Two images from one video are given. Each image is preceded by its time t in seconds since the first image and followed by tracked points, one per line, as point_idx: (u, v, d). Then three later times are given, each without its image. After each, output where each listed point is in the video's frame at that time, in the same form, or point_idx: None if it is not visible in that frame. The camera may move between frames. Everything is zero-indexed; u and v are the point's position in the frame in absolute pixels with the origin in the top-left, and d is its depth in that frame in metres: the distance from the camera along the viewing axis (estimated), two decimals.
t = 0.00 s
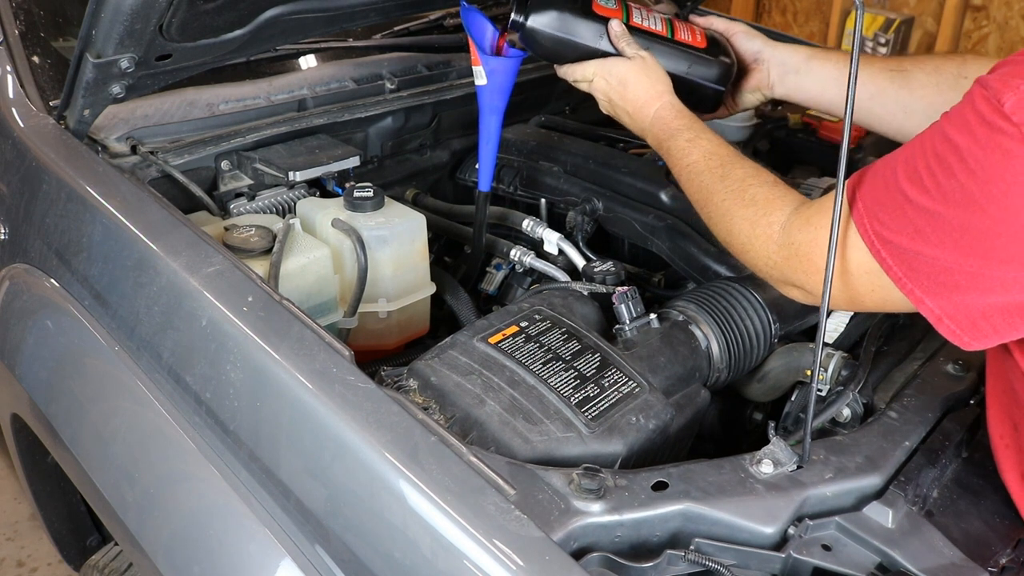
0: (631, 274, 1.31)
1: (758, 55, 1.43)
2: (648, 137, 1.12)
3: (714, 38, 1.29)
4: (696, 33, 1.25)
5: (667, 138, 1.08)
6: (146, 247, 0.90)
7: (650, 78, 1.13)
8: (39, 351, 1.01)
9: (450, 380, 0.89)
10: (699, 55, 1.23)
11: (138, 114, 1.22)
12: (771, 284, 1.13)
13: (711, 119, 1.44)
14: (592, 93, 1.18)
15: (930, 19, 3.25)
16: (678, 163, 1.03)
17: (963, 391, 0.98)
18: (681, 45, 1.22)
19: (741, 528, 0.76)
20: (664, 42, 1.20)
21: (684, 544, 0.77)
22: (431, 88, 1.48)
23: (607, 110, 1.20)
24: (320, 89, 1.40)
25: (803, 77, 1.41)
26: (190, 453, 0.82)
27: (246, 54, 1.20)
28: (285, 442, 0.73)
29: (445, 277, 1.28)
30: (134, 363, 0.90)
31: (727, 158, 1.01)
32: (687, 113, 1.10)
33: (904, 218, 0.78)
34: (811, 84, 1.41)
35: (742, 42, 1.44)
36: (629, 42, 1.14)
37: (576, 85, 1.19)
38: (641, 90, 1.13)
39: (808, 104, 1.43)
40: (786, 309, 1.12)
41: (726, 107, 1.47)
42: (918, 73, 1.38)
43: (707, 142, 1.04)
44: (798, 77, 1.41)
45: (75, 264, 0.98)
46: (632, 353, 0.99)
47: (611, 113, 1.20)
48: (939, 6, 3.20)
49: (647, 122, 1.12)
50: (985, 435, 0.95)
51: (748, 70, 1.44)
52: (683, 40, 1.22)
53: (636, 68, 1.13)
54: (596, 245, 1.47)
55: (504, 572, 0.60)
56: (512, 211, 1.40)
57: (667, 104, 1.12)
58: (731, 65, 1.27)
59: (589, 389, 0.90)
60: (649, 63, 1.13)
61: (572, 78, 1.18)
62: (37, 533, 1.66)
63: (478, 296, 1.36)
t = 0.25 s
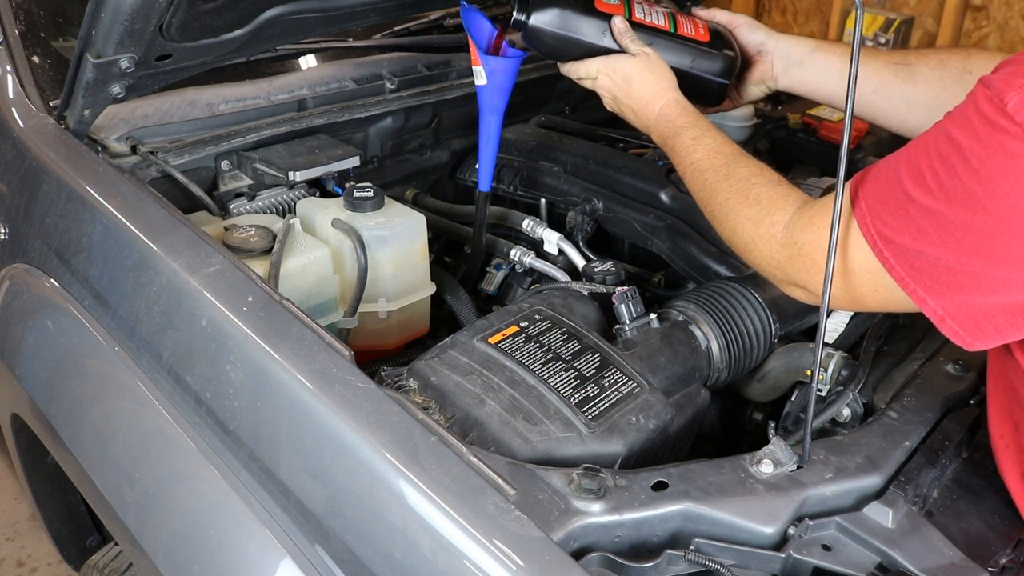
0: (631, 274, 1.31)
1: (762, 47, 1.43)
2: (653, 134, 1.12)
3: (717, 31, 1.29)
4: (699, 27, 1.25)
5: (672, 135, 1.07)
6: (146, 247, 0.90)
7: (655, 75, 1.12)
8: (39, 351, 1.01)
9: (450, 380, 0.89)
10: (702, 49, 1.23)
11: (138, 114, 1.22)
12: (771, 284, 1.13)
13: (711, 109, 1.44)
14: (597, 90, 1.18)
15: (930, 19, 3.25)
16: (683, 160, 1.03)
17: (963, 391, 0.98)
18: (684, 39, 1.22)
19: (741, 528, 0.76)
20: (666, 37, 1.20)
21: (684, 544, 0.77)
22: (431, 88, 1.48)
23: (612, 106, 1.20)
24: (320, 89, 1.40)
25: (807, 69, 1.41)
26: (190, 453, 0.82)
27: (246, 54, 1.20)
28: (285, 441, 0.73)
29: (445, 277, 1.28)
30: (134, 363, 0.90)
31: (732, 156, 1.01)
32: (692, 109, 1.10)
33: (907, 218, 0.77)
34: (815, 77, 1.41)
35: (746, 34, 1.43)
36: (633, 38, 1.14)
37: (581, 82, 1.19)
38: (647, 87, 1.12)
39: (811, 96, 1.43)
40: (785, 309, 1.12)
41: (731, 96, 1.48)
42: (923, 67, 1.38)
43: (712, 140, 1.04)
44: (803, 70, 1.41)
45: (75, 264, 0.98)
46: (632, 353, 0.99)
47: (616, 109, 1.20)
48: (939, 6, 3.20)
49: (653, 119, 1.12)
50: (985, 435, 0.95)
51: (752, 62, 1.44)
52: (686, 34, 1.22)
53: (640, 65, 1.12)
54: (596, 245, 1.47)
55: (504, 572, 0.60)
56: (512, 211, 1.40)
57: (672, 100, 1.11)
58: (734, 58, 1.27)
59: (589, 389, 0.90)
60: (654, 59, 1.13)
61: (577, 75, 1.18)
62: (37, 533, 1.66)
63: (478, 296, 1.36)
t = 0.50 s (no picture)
0: (631, 274, 1.31)
1: (764, 42, 1.43)
2: (656, 132, 1.12)
3: (720, 27, 1.29)
4: (702, 24, 1.25)
5: (676, 133, 1.07)
6: (146, 247, 0.90)
7: (659, 72, 1.11)
8: (39, 351, 1.01)
9: (450, 380, 0.89)
10: (706, 45, 1.23)
11: (138, 114, 1.22)
12: (771, 283, 1.13)
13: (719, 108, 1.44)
14: (600, 87, 1.17)
15: (930, 19, 3.25)
16: (685, 159, 1.03)
17: (963, 391, 0.98)
18: (687, 36, 1.22)
19: (741, 528, 0.76)
20: (669, 33, 1.20)
21: (684, 544, 0.77)
22: (431, 88, 1.48)
23: (616, 103, 1.19)
24: (320, 89, 1.40)
25: (810, 65, 1.41)
26: (190, 453, 0.82)
27: (246, 54, 1.20)
28: (286, 441, 0.73)
29: (445, 277, 1.28)
30: (134, 363, 0.90)
31: (735, 156, 1.01)
32: (696, 108, 1.10)
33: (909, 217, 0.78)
34: (819, 73, 1.41)
35: (748, 30, 1.44)
36: (636, 35, 1.14)
37: (585, 79, 1.18)
38: (650, 85, 1.12)
39: (815, 92, 1.43)
40: (785, 309, 1.12)
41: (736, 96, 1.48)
42: (926, 64, 1.38)
43: (716, 138, 1.04)
44: (806, 65, 1.41)
45: (75, 264, 0.98)
46: (632, 354, 0.99)
47: (620, 106, 1.19)
48: (939, 6, 3.20)
49: (656, 118, 1.12)
50: (985, 435, 0.95)
51: (755, 58, 1.45)
52: (689, 31, 1.22)
53: (644, 62, 1.12)
54: (596, 245, 1.47)
55: (504, 572, 0.60)
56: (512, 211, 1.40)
57: (676, 98, 1.11)
58: (739, 54, 1.27)
59: (589, 389, 0.90)
60: (658, 56, 1.12)
61: (580, 73, 1.17)
62: (37, 533, 1.66)
63: (478, 296, 1.36)
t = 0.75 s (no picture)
0: (631, 274, 1.31)
1: (766, 39, 1.43)
2: (658, 131, 1.12)
3: (720, 25, 1.29)
4: (703, 22, 1.25)
5: (677, 133, 1.07)
6: (146, 247, 0.90)
7: (660, 72, 1.12)
8: (39, 351, 1.01)
9: (450, 380, 0.89)
10: (707, 43, 1.23)
11: (138, 114, 1.22)
12: (771, 283, 1.13)
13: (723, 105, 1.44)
14: (601, 88, 1.18)
15: (930, 19, 3.25)
16: (686, 158, 1.03)
17: (963, 391, 0.98)
18: (689, 34, 1.22)
19: (741, 528, 0.76)
20: (670, 32, 1.20)
21: (684, 544, 0.77)
22: (431, 88, 1.48)
23: (616, 103, 1.19)
24: (320, 89, 1.40)
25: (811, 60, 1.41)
26: (190, 453, 0.82)
27: (246, 54, 1.20)
28: (285, 441, 0.73)
29: (445, 277, 1.29)
30: (134, 363, 0.90)
31: (736, 156, 1.01)
32: (697, 108, 1.10)
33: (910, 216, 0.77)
34: (820, 70, 1.41)
35: (749, 26, 1.44)
36: (637, 35, 1.14)
37: (585, 80, 1.19)
38: (651, 84, 1.12)
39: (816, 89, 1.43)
40: (785, 309, 1.12)
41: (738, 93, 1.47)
42: (928, 62, 1.38)
43: (716, 138, 1.04)
44: (807, 62, 1.41)
45: (75, 264, 0.98)
46: (631, 354, 0.99)
47: (621, 107, 1.19)
48: (939, 6, 3.20)
49: (657, 117, 1.12)
50: (985, 435, 0.95)
51: (756, 55, 1.45)
52: (690, 29, 1.22)
53: (645, 62, 1.12)
54: (596, 245, 1.47)
55: (504, 572, 0.60)
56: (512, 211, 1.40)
57: (677, 98, 1.11)
58: (740, 52, 1.27)
59: (589, 389, 0.90)
60: (659, 56, 1.12)
61: (581, 74, 1.17)
62: (37, 533, 1.66)
63: (478, 296, 1.36)
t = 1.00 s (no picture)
0: (631, 274, 1.31)
1: (765, 38, 1.43)
2: (658, 131, 1.11)
3: (720, 23, 1.29)
4: (702, 20, 1.25)
5: (676, 132, 1.07)
6: (146, 247, 0.90)
7: (659, 71, 1.12)
8: (39, 351, 1.01)
9: (450, 380, 0.89)
10: (706, 42, 1.23)
11: (138, 114, 1.22)
12: (771, 283, 1.13)
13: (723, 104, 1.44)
14: (600, 87, 1.18)
15: (930, 19, 3.25)
16: (685, 157, 1.03)
17: (963, 391, 0.98)
18: (688, 33, 1.22)
19: (741, 528, 0.76)
20: (669, 31, 1.20)
21: (684, 544, 0.77)
22: (431, 88, 1.48)
23: (616, 103, 1.19)
24: (320, 89, 1.40)
25: (811, 59, 1.41)
26: (190, 453, 0.82)
27: (246, 54, 1.20)
28: (285, 441, 0.73)
29: (445, 277, 1.28)
30: (134, 363, 0.90)
31: (735, 154, 1.01)
32: (697, 106, 1.09)
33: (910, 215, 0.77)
34: (819, 68, 1.41)
35: (749, 25, 1.44)
36: (636, 34, 1.14)
37: (585, 79, 1.19)
38: (650, 83, 1.12)
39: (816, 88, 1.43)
40: (785, 309, 1.12)
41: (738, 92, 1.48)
42: (928, 61, 1.38)
43: (716, 137, 1.04)
44: (806, 61, 1.41)
45: (75, 264, 0.98)
46: (631, 353, 0.99)
47: (620, 106, 1.19)
48: (939, 6, 3.20)
49: (657, 116, 1.12)
50: (985, 435, 0.95)
51: (756, 53, 1.45)
52: (689, 28, 1.22)
53: (644, 61, 1.12)
54: (596, 246, 1.47)
55: (504, 572, 0.60)
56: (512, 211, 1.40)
57: (676, 97, 1.11)
58: (739, 50, 1.26)
59: (589, 389, 0.90)
60: (658, 55, 1.12)
61: (580, 73, 1.17)
62: (37, 533, 1.66)
63: (478, 296, 1.36)
